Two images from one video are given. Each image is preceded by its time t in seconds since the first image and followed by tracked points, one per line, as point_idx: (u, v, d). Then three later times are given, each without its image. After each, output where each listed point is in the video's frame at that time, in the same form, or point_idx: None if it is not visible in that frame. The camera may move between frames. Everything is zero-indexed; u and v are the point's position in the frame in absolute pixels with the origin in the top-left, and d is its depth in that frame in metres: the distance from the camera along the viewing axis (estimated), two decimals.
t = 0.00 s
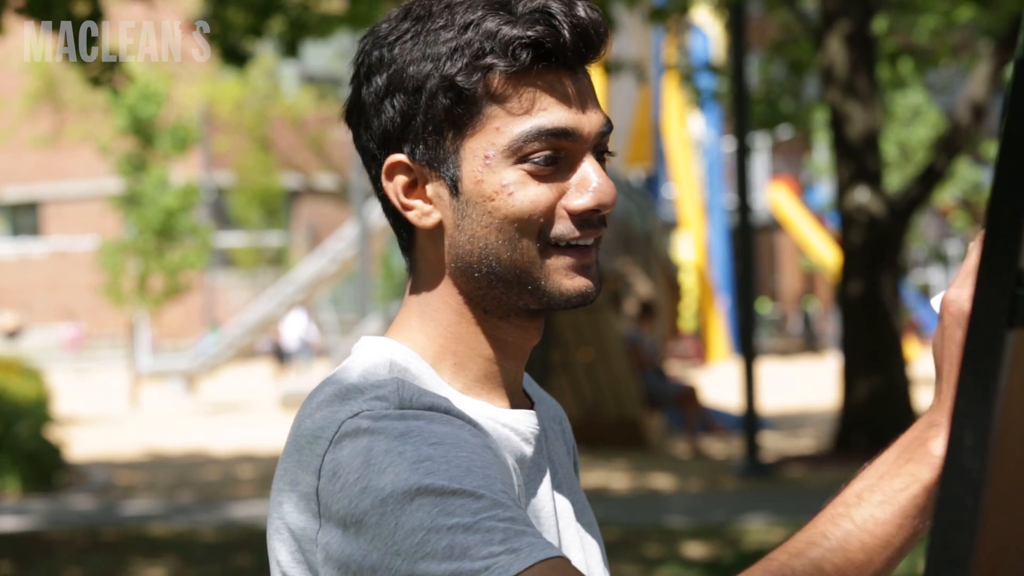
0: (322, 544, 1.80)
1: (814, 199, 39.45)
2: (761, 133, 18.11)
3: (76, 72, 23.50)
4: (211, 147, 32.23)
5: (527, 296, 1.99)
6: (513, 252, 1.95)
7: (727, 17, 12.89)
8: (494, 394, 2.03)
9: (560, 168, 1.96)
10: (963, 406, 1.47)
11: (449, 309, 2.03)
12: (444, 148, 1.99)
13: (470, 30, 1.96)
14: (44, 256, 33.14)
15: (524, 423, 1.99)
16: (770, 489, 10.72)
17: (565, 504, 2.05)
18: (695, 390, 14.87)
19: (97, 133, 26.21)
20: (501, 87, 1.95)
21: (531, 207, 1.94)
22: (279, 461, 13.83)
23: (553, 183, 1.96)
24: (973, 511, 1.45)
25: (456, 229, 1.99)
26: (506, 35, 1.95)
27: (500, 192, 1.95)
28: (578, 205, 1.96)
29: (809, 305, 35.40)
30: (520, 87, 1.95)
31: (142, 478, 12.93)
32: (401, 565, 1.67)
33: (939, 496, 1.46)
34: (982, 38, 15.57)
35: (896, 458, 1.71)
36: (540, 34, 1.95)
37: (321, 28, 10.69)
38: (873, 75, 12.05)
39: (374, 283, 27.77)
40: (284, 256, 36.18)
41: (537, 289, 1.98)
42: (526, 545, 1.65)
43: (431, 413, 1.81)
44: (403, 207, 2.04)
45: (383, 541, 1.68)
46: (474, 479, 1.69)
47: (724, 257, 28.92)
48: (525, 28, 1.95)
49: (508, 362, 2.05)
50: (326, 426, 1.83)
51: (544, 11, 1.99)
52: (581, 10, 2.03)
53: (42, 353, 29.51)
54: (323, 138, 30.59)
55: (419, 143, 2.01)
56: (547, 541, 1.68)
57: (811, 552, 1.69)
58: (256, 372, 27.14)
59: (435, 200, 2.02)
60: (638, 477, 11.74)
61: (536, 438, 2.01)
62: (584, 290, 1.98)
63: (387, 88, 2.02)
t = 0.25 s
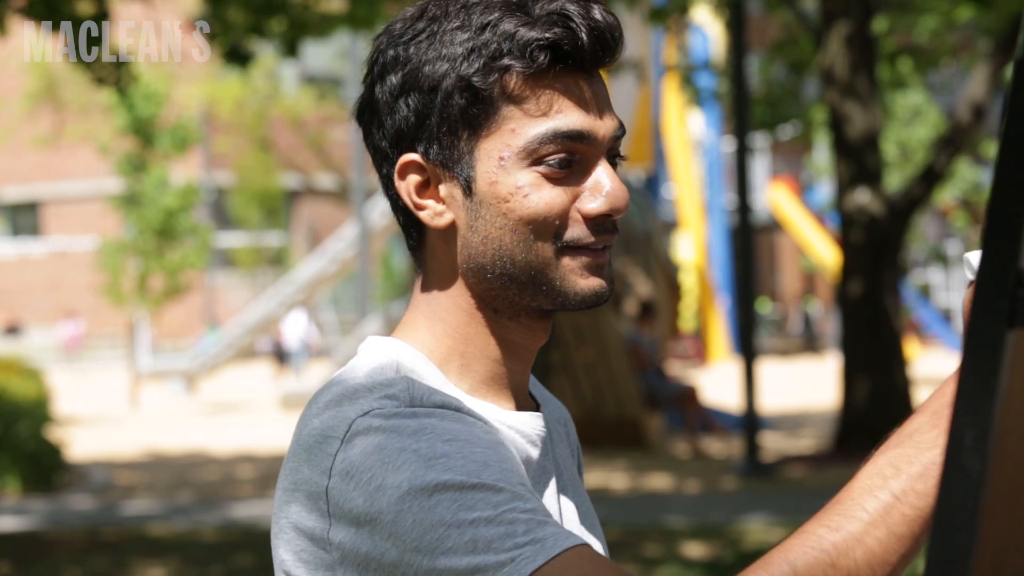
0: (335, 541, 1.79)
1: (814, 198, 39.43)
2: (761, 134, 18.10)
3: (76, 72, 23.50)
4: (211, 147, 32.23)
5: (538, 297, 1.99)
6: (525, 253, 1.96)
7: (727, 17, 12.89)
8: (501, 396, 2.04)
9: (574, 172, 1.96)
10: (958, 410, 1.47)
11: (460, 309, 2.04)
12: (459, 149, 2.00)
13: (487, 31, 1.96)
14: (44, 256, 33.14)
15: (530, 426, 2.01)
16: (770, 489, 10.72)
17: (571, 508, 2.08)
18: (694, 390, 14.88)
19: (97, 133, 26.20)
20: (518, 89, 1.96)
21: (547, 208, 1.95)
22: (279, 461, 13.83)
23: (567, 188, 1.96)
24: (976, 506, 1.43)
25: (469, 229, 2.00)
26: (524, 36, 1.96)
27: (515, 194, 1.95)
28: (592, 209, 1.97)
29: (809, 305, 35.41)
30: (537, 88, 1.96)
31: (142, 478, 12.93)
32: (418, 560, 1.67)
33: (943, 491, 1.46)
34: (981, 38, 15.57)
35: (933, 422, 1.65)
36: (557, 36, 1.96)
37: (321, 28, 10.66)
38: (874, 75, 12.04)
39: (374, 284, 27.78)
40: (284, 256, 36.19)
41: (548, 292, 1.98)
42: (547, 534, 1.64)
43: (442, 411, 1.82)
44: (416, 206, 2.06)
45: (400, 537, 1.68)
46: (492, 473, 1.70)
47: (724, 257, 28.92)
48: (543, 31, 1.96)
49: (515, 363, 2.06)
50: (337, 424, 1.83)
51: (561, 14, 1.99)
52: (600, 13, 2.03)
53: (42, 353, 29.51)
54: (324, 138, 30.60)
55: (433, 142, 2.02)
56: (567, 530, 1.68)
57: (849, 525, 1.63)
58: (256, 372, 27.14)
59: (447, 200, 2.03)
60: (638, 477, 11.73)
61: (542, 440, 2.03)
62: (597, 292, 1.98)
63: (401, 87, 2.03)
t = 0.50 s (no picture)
0: (339, 538, 1.80)
1: (813, 198, 39.42)
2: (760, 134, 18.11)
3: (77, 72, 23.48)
4: (211, 147, 32.22)
5: (543, 299, 2.00)
6: (531, 255, 1.97)
7: (727, 17, 12.90)
8: (505, 396, 2.05)
9: (580, 175, 1.97)
10: (962, 409, 1.47)
11: (464, 309, 2.04)
12: (465, 151, 2.00)
13: (495, 34, 1.97)
14: (44, 256, 33.14)
15: (535, 426, 2.02)
16: (770, 489, 10.72)
17: (575, 509, 2.10)
18: (694, 390, 14.88)
19: (97, 133, 26.19)
20: (525, 92, 1.96)
21: (553, 211, 1.95)
22: (279, 461, 13.83)
23: (573, 191, 1.96)
24: (974, 506, 1.43)
25: (475, 231, 2.01)
26: (531, 40, 1.96)
27: (521, 197, 1.96)
28: (597, 212, 1.97)
29: (810, 305, 35.40)
30: (545, 91, 1.96)
31: (142, 478, 12.93)
32: (424, 552, 1.68)
33: (943, 489, 1.46)
34: (982, 38, 15.57)
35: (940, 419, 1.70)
36: (565, 40, 1.96)
37: (321, 27, 10.63)
38: (874, 75, 12.05)
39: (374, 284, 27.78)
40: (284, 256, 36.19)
41: (555, 293, 1.99)
42: (554, 524, 1.66)
43: (446, 407, 1.83)
44: (422, 207, 2.05)
45: (405, 530, 1.68)
46: (496, 464, 1.71)
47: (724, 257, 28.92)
48: (552, 34, 1.96)
49: (521, 364, 2.07)
50: (341, 422, 1.83)
51: (569, 18, 1.99)
52: (607, 17, 2.03)
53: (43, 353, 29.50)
54: (324, 138, 30.60)
55: (439, 143, 2.02)
56: (572, 519, 1.69)
57: (868, 508, 1.67)
58: (256, 372, 27.12)
59: (452, 202, 2.03)
60: (639, 477, 11.72)
61: (547, 442, 2.05)
62: (600, 295, 1.99)
63: (409, 88, 2.03)
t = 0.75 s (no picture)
0: (342, 535, 1.81)
1: (813, 198, 39.42)
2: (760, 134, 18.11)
3: (77, 72, 23.47)
4: (211, 147, 32.21)
5: (543, 301, 2.01)
6: (530, 259, 1.98)
7: (727, 17, 12.89)
8: (508, 398, 2.07)
9: (579, 177, 1.97)
10: (960, 407, 1.46)
11: (466, 311, 2.06)
12: (465, 153, 2.01)
13: (494, 34, 1.97)
14: (44, 255, 33.14)
15: (538, 427, 2.04)
16: (770, 489, 10.72)
17: (579, 510, 2.10)
18: (694, 390, 14.88)
19: (97, 133, 26.19)
20: (523, 93, 1.96)
21: (551, 213, 1.96)
22: (279, 461, 13.84)
23: (573, 193, 1.97)
24: (974, 507, 1.43)
25: (475, 233, 2.02)
26: (529, 40, 1.96)
27: (519, 199, 1.97)
28: (598, 214, 1.97)
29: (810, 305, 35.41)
30: (543, 91, 1.96)
31: (143, 478, 12.93)
32: (430, 548, 1.69)
33: (942, 490, 1.46)
34: (982, 38, 15.57)
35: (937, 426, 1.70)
36: (563, 40, 1.96)
37: (321, 27, 10.60)
38: (874, 75, 12.04)
39: (375, 284, 27.79)
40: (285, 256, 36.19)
41: (554, 298, 1.99)
42: (559, 519, 1.68)
43: (448, 405, 1.85)
44: (423, 208, 2.07)
45: (409, 528, 1.70)
46: (501, 461, 1.73)
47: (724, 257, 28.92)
48: (549, 35, 1.96)
49: (523, 366, 2.08)
50: (342, 421, 1.84)
51: (569, 18, 1.99)
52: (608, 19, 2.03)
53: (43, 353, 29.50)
54: (324, 138, 30.59)
55: (439, 144, 2.03)
56: (575, 514, 1.71)
57: (878, 501, 1.67)
58: (256, 372, 27.12)
59: (454, 203, 2.04)
60: (639, 477, 11.72)
61: (549, 443, 2.06)
62: (600, 300, 1.99)
63: (410, 89, 2.05)
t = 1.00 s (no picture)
0: (346, 534, 1.82)
1: (814, 198, 39.42)
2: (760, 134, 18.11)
3: (77, 72, 23.47)
4: (211, 147, 32.20)
5: (544, 302, 2.01)
6: (532, 259, 1.98)
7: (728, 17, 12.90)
8: (510, 395, 2.08)
9: (582, 176, 1.97)
10: (962, 410, 1.47)
11: (468, 310, 2.06)
12: (467, 152, 2.01)
13: (497, 33, 1.98)
14: (44, 255, 33.14)
15: (540, 425, 2.05)
16: (771, 489, 10.72)
17: (579, 508, 2.11)
18: (695, 390, 14.88)
19: (97, 133, 26.17)
20: (526, 92, 1.97)
21: (552, 214, 1.97)
22: (279, 461, 13.84)
23: (575, 192, 1.97)
24: (975, 506, 1.43)
25: (477, 232, 2.02)
26: (532, 39, 1.96)
27: (521, 199, 1.97)
28: (599, 213, 1.97)
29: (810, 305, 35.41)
30: (546, 91, 1.97)
31: (142, 478, 12.94)
32: (433, 546, 1.70)
33: (945, 491, 1.46)
34: (983, 38, 15.56)
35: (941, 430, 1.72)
36: (566, 41, 1.97)
37: (320, 27, 10.61)
38: (874, 75, 12.04)
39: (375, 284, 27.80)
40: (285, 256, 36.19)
41: (557, 298, 2.00)
42: (563, 515, 1.69)
43: (451, 404, 1.86)
44: (424, 208, 2.07)
45: (412, 526, 1.71)
46: (503, 458, 1.75)
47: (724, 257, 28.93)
48: (552, 35, 1.96)
49: (525, 365, 2.10)
50: (344, 420, 1.85)
51: (571, 18, 2.00)
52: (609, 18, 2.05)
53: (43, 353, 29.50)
54: (324, 138, 30.58)
55: (441, 144, 2.04)
56: (578, 510, 1.73)
57: (888, 499, 1.68)
58: (256, 372, 27.11)
59: (455, 203, 2.05)
60: (639, 477, 11.72)
61: (549, 441, 2.06)
62: (603, 302, 2.00)
63: (412, 89, 2.05)
